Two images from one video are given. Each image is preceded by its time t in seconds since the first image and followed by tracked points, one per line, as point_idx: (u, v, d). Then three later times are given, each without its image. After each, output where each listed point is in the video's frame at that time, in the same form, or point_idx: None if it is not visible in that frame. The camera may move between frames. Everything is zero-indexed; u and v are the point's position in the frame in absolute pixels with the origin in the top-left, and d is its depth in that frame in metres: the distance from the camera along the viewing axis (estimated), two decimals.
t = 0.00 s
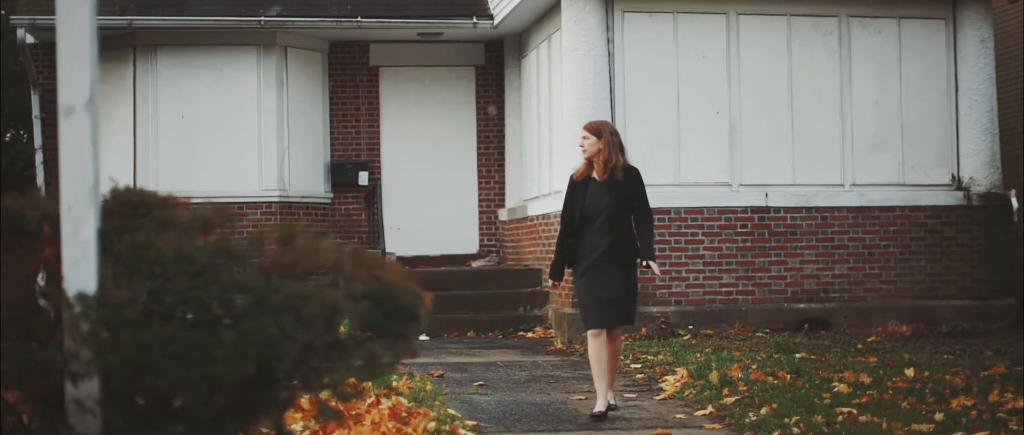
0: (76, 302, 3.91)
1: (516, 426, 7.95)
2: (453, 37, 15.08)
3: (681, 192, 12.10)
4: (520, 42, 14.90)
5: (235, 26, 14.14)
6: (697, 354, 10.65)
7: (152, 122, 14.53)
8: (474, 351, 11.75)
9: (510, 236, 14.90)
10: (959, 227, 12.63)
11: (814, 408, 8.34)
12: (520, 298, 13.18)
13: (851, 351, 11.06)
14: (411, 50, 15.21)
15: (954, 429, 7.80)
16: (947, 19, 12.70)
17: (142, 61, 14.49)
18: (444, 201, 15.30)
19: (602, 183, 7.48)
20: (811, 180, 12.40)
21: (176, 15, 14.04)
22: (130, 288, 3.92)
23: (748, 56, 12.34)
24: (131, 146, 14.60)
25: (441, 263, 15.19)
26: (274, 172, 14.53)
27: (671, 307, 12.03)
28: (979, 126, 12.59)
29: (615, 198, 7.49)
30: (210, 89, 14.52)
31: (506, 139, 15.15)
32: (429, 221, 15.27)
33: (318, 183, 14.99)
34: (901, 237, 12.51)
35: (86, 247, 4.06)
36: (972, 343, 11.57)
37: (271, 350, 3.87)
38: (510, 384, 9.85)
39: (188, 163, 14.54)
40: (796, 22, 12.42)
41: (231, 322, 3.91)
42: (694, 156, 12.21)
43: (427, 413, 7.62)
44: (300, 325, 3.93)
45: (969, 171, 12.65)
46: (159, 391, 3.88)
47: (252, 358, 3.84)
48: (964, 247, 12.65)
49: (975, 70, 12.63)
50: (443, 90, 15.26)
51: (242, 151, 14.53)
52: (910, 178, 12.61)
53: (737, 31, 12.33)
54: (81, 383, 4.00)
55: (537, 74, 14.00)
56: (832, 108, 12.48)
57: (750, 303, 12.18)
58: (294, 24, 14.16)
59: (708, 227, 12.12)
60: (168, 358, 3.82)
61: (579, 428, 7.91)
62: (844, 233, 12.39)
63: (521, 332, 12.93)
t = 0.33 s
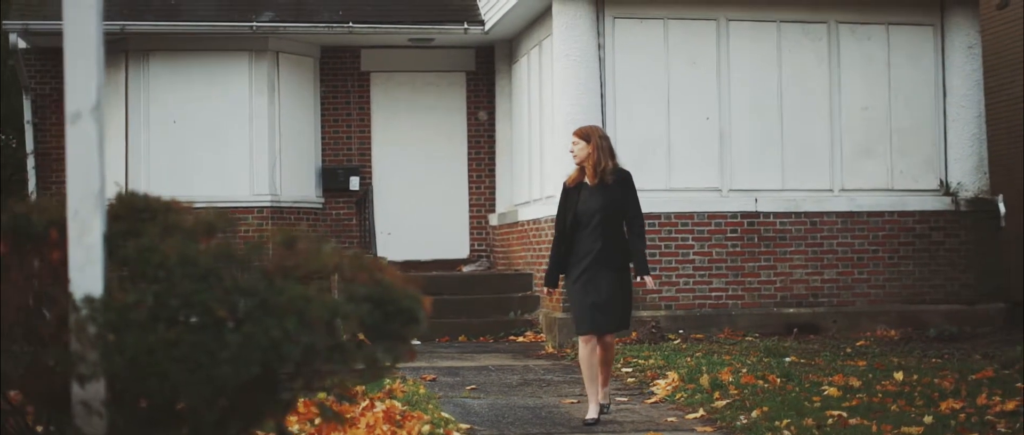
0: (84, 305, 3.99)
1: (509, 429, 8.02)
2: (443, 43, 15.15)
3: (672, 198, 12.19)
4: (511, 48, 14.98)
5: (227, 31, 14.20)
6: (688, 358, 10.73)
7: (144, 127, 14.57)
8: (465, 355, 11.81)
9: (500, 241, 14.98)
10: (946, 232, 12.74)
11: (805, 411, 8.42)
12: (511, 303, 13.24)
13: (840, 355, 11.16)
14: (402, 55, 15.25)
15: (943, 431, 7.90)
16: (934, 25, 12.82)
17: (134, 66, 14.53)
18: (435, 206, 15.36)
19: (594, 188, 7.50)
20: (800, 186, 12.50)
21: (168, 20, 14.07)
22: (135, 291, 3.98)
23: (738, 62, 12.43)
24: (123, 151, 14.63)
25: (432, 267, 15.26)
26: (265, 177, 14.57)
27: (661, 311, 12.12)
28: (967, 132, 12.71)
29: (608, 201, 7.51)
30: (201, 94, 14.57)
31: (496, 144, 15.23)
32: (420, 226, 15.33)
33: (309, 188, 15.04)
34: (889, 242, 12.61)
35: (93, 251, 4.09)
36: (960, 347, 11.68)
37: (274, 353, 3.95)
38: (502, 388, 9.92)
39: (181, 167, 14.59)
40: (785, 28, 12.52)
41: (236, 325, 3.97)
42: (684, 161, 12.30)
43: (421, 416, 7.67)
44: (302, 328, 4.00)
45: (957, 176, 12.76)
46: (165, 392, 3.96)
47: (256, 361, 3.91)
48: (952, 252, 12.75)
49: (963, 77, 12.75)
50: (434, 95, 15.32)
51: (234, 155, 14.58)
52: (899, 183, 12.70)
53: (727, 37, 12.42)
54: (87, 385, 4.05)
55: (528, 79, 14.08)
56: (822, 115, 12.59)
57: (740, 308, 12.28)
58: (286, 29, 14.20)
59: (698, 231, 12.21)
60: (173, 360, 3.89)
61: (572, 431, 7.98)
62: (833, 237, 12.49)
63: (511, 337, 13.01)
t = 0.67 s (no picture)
0: (87, 310, 4.05)
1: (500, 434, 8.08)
2: (432, 50, 15.20)
3: (660, 205, 12.27)
4: (499, 55, 15.04)
5: (217, 38, 14.25)
6: (677, 364, 10.81)
7: (133, 135, 14.61)
8: (455, 361, 11.86)
9: (488, 248, 15.03)
10: (932, 239, 12.84)
11: (794, 416, 8.49)
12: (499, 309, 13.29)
13: (828, 360, 11.24)
14: (390, 62, 15.31)
15: None
16: (921, 33, 12.94)
17: (123, 73, 14.58)
18: (424, 213, 15.42)
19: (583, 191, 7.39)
20: (787, 193, 12.58)
21: (158, 27, 14.11)
22: (140, 296, 4.06)
23: (726, 69, 12.53)
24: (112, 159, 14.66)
25: (421, 274, 15.31)
26: (253, 184, 14.61)
27: (649, 317, 12.17)
28: (952, 140, 12.86)
29: (598, 204, 7.39)
30: (190, 101, 14.61)
31: (485, 151, 15.29)
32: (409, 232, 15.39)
33: (298, 195, 15.10)
34: (875, 249, 12.71)
35: (97, 255, 4.14)
36: (946, 353, 11.78)
37: (275, 356, 4.01)
38: (492, 394, 9.97)
39: (170, 174, 14.63)
40: (773, 36, 12.62)
41: (238, 329, 4.03)
42: (673, 168, 12.38)
43: (413, 421, 7.71)
44: (304, 331, 4.08)
45: (942, 184, 12.90)
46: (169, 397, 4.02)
47: (258, 364, 3.98)
48: (938, 258, 12.87)
49: (950, 84, 12.87)
50: (422, 102, 15.37)
51: (223, 162, 14.62)
52: (886, 190, 12.82)
53: (715, 44, 12.51)
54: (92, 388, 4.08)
55: (516, 86, 14.15)
56: (809, 122, 12.68)
57: (727, 314, 12.37)
58: (275, 36, 14.27)
59: (687, 238, 12.28)
60: (178, 363, 3.95)
61: None
62: (820, 244, 12.59)
63: (500, 343, 13.06)
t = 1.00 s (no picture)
0: (91, 316, 4.08)
1: None
2: (420, 58, 15.26)
3: (646, 213, 12.35)
4: (485, 63, 15.08)
5: (204, 45, 14.26)
6: (664, 371, 10.88)
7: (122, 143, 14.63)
8: (443, 368, 11.90)
9: (475, 255, 15.09)
10: (916, 246, 12.95)
11: (781, 421, 8.56)
12: (486, 316, 13.34)
13: (814, 367, 11.33)
14: (379, 70, 15.38)
15: None
16: (905, 42, 13.07)
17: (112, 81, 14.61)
18: (411, 220, 15.47)
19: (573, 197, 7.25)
20: (773, 201, 12.69)
21: (146, 35, 14.13)
22: (141, 302, 4.09)
23: (712, 76, 12.63)
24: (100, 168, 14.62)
25: (408, 281, 15.35)
26: (241, 191, 14.62)
27: (636, 324, 12.25)
28: (936, 148, 12.99)
29: (589, 210, 7.23)
30: (177, 109, 14.64)
31: (471, 158, 15.36)
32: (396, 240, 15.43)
33: (285, 202, 15.14)
34: (860, 256, 12.81)
35: (100, 262, 4.19)
36: (930, 359, 11.89)
37: (278, 362, 4.08)
38: (481, 400, 10.02)
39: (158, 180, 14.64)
40: (759, 44, 12.72)
41: (240, 335, 4.08)
42: (660, 176, 12.46)
43: (404, 427, 7.75)
44: (305, 338, 4.15)
45: (927, 191, 13.02)
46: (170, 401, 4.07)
47: (262, 369, 4.04)
48: (923, 265, 12.97)
49: (934, 93, 13.01)
50: (409, 110, 15.43)
51: (210, 170, 14.64)
52: (871, 198, 12.92)
53: (701, 51, 12.61)
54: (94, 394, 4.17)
55: (503, 94, 14.22)
56: (794, 129, 12.78)
57: (714, 321, 12.44)
58: (263, 44, 14.30)
59: (673, 245, 12.37)
60: (180, 368, 4.00)
61: None
62: (805, 251, 12.68)
63: (487, 350, 13.12)
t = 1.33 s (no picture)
0: (93, 322, 4.17)
1: None
2: (406, 67, 15.31)
3: (632, 221, 12.42)
4: (472, 71, 15.14)
5: (191, 54, 14.30)
6: (651, 378, 10.95)
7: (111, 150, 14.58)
8: (430, 375, 11.95)
9: (461, 263, 15.14)
10: (901, 254, 13.04)
11: (768, 428, 8.63)
12: (474, 324, 13.37)
13: (799, 374, 11.42)
14: (365, 78, 15.43)
15: None
16: (889, 51, 13.19)
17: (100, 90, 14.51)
18: (397, 228, 15.51)
19: (565, 206, 7.25)
20: (758, 209, 12.78)
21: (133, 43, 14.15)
22: (143, 309, 4.18)
23: (697, 85, 12.72)
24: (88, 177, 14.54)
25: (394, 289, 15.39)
26: (228, 199, 14.67)
27: (622, 332, 12.33)
28: (920, 157, 13.09)
29: (580, 218, 7.22)
30: (165, 117, 14.64)
31: (458, 167, 15.42)
32: (383, 248, 15.47)
33: (272, 210, 15.17)
34: (845, 264, 12.90)
35: (101, 269, 4.24)
36: (914, 366, 12.00)
37: (279, 368, 4.16)
38: (469, 407, 10.07)
39: (144, 188, 14.64)
40: (745, 52, 12.82)
41: (239, 341, 4.16)
42: (646, 184, 12.53)
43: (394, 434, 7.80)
44: (305, 344, 4.22)
45: (911, 199, 13.12)
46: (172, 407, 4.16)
47: (261, 375, 4.13)
48: (907, 273, 13.07)
49: (918, 101, 13.12)
50: (397, 118, 15.48)
51: (197, 178, 14.67)
52: (854, 206, 13.04)
53: (687, 60, 12.70)
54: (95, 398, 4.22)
55: (489, 103, 14.28)
56: (779, 137, 12.88)
57: (699, 328, 12.53)
58: (250, 52, 14.35)
59: (659, 253, 12.44)
60: (180, 373, 4.10)
61: None
62: (790, 259, 12.78)
63: (474, 357, 13.18)
